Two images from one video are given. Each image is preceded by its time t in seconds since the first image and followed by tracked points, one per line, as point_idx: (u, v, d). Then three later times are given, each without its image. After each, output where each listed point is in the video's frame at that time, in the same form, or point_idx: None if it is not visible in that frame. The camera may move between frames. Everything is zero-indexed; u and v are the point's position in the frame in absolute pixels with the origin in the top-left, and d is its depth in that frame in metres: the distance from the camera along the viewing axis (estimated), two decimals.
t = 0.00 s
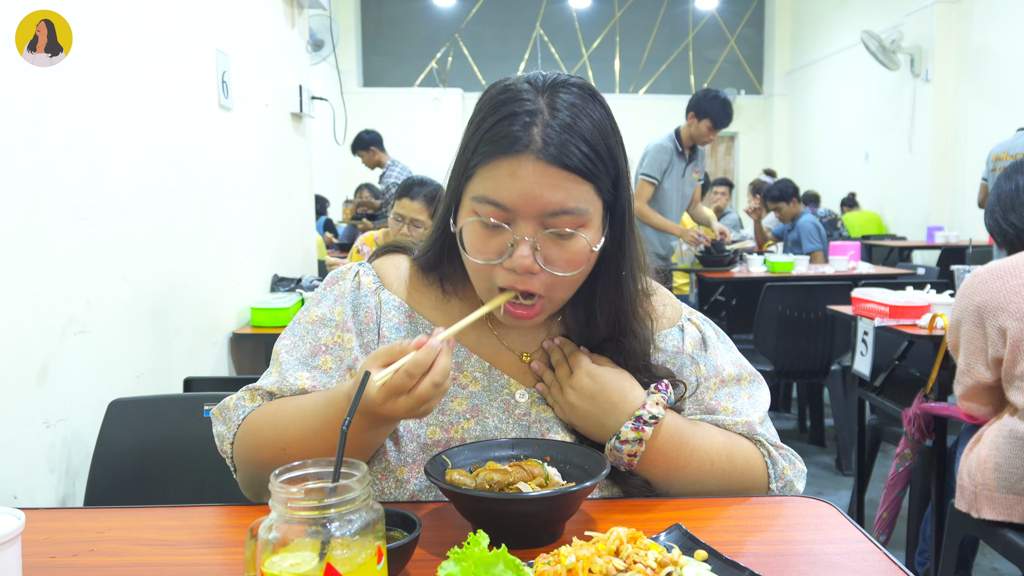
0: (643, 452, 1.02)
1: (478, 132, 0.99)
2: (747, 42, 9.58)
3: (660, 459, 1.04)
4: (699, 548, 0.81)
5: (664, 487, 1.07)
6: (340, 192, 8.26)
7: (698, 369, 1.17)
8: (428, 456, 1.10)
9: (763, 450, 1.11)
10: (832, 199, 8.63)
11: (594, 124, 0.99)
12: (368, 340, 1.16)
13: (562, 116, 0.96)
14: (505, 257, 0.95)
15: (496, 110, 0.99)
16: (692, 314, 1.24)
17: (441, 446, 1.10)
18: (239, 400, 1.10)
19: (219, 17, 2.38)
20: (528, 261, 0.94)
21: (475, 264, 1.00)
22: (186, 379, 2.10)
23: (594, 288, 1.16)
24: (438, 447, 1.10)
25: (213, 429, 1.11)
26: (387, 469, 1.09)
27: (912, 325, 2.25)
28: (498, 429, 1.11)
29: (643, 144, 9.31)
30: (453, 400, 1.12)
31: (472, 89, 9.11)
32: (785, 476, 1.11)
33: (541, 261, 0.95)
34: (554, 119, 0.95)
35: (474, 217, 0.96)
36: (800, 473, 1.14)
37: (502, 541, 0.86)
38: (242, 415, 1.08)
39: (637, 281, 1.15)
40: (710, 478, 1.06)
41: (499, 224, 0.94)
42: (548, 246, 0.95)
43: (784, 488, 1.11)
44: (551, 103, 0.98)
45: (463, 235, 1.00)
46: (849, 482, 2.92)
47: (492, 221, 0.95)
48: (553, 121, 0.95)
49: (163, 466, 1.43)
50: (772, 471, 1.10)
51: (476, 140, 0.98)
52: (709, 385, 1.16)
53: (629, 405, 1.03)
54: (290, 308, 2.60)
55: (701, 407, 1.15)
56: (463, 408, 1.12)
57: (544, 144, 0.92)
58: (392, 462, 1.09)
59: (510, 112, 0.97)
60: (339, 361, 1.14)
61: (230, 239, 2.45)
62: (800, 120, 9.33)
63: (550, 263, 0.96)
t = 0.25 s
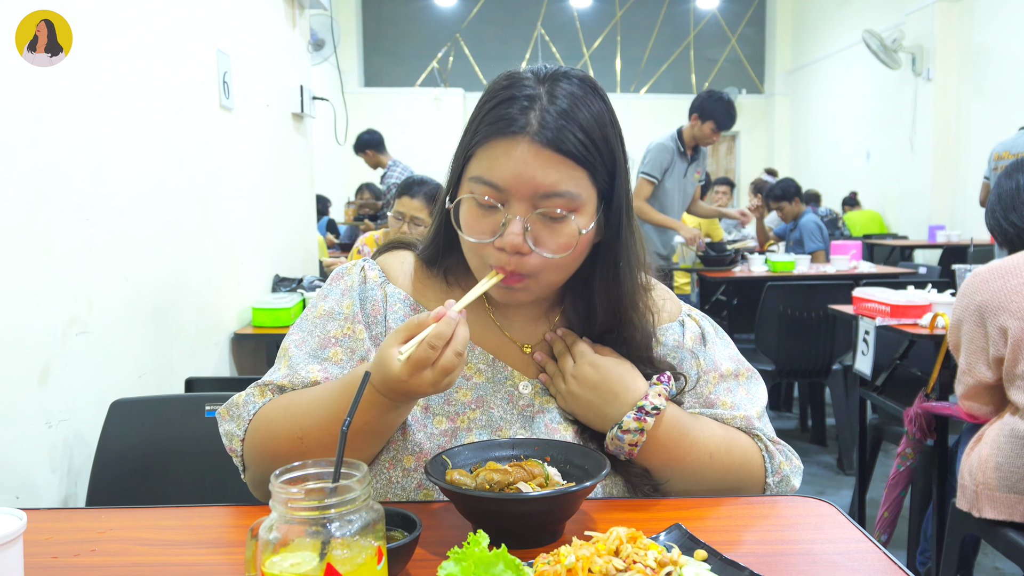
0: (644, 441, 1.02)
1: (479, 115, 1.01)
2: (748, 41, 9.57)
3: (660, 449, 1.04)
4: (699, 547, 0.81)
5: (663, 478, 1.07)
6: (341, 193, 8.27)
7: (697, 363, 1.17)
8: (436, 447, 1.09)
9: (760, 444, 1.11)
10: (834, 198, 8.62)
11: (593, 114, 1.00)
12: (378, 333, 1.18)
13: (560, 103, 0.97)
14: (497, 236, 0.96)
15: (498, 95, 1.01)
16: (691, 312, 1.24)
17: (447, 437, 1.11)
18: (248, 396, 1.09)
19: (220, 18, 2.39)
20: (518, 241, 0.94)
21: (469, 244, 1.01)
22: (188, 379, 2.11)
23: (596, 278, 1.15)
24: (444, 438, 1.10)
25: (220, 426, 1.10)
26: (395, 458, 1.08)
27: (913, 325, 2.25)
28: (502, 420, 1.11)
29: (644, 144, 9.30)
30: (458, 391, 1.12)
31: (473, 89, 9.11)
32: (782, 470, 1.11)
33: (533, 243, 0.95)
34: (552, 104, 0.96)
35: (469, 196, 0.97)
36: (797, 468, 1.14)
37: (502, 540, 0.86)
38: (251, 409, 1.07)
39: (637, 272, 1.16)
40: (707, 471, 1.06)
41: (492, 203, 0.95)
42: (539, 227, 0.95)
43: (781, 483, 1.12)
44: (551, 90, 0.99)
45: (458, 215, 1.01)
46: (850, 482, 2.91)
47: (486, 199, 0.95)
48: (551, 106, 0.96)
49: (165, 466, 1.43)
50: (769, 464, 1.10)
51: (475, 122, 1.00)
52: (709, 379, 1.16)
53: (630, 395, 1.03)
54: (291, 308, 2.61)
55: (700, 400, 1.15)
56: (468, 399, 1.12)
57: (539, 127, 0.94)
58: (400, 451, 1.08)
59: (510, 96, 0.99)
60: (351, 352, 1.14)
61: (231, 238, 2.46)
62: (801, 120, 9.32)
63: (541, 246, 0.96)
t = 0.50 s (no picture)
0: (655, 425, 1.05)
1: (485, 95, 1.09)
2: (749, 41, 9.57)
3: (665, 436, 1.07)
4: (697, 548, 0.81)
5: (664, 464, 1.09)
6: (342, 193, 8.27)
7: (698, 356, 1.19)
8: (437, 434, 1.09)
9: (755, 436, 1.13)
10: (835, 198, 8.62)
11: (594, 90, 1.10)
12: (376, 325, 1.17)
13: (563, 78, 1.06)
14: (510, 200, 1.02)
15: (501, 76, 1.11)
16: (687, 309, 1.28)
17: (449, 423, 1.09)
18: (251, 393, 1.09)
19: (222, 18, 2.39)
20: (529, 200, 1.00)
21: (480, 215, 1.06)
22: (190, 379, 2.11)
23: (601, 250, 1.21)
24: (446, 424, 1.09)
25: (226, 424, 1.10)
26: (398, 445, 1.09)
27: (914, 325, 2.25)
28: (503, 407, 1.10)
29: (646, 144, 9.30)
30: (460, 380, 1.12)
31: (474, 88, 9.12)
32: (776, 462, 1.11)
33: (545, 203, 1.02)
34: (555, 79, 1.06)
35: (481, 164, 1.05)
36: (788, 464, 1.15)
37: (501, 541, 0.86)
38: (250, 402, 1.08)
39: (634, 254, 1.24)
40: (710, 460, 1.08)
41: (504, 166, 1.02)
42: (549, 189, 1.02)
43: (774, 475, 1.12)
44: (552, 69, 1.09)
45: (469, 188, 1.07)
46: (851, 482, 2.91)
47: (498, 165, 1.03)
48: (554, 81, 1.05)
49: (165, 467, 1.43)
50: (763, 456, 1.11)
51: (481, 102, 1.09)
52: (709, 372, 1.18)
53: (641, 380, 1.05)
54: (292, 308, 2.61)
55: (699, 391, 1.17)
56: (469, 387, 1.12)
57: (546, 96, 1.03)
58: (402, 439, 1.10)
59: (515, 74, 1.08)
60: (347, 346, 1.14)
61: (233, 238, 2.47)
62: (802, 119, 9.31)
63: (551, 208, 1.02)
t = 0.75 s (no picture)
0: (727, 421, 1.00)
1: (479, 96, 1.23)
2: (748, 43, 9.58)
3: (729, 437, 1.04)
4: (696, 553, 0.81)
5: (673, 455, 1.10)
6: (342, 196, 8.28)
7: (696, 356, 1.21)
8: (434, 425, 1.10)
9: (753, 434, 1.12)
10: (835, 199, 8.61)
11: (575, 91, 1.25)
12: (359, 330, 1.19)
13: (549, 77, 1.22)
14: (507, 175, 1.11)
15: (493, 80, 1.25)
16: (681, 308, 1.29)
17: (445, 415, 1.10)
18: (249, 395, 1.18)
19: (222, 23, 2.40)
20: (526, 172, 1.10)
21: (478, 196, 1.14)
22: (190, 383, 2.12)
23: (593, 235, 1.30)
24: (442, 415, 1.10)
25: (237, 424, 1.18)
26: (395, 439, 1.11)
27: (913, 327, 2.25)
28: (498, 399, 1.11)
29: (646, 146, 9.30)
30: (456, 374, 1.13)
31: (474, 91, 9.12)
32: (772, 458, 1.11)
33: (539, 175, 1.11)
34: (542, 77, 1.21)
35: (479, 147, 1.15)
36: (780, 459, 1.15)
37: (501, 547, 0.86)
38: (243, 405, 1.08)
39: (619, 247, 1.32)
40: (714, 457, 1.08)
41: (501, 146, 1.14)
42: (543, 165, 1.13)
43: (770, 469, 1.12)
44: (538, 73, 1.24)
45: (466, 171, 1.16)
46: (851, 484, 2.92)
47: (496, 145, 1.14)
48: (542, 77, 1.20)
49: (165, 472, 1.44)
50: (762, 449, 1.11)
51: (473, 100, 1.22)
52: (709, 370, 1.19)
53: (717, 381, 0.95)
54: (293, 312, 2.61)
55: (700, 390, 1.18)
56: (465, 380, 1.12)
57: (535, 87, 1.18)
58: (399, 432, 1.11)
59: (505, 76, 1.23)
60: (324, 352, 1.18)
61: (233, 241, 2.47)
62: (802, 121, 9.32)
63: (547, 181, 1.11)
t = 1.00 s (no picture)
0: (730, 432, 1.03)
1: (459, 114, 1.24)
2: (747, 48, 9.61)
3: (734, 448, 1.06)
4: (698, 565, 0.81)
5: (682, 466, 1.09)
6: (342, 201, 8.28)
7: (683, 359, 1.23)
8: (419, 434, 1.10)
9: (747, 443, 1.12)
10: (835, 204, 8.62)
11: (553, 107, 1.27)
12: (348, 351, 1.20)
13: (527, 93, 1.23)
14: (488, 189, 1.11)
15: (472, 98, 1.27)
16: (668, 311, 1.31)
17: (431, 422, 1.10)
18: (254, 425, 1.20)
19: (222, 31, 2.41)
20: (507, 184, 1.10)
21: (460, 210, 1.14)
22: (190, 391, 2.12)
23: (569, 242, 1.31)
24: (428, 423, 1.10)
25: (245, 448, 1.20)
26: (384, 448, 1.11)
27: (913, 334, 2.25)
28: (482, 404, 1.11)
29: (646, 151, 9.32)
30: (442, 383, 1.13)
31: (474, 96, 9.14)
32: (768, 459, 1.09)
33: (519, 188, 1.12)
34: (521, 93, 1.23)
35: (460, 162, 1.16)
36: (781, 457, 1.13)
37: (501, 559, 0.86)
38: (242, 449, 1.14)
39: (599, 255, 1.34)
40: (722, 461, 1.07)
41: (482, 160, 1.14)
42: (523, 178, 1.13)
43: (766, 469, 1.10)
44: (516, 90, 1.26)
45: (449, 188, 1.16)
46: (851, 490, 2.92)
47: (476, 160, 1.15)
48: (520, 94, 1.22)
49: (166, 483, 1.44)
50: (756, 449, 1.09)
51: (453, 118, 1.23)
52: (697, 374, 1.22)
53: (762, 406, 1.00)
54: (293, 319, 2.61)
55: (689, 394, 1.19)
56: (450, 388, 1.13)
57: (514, 102, 1.19)
58: (387, 442, 1.11)
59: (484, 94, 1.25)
60: (317, 373, 1.19)
61: (233, 249, 2.47)
62: (801, 126, 9.33)
63: (528, 194, 1.12)
